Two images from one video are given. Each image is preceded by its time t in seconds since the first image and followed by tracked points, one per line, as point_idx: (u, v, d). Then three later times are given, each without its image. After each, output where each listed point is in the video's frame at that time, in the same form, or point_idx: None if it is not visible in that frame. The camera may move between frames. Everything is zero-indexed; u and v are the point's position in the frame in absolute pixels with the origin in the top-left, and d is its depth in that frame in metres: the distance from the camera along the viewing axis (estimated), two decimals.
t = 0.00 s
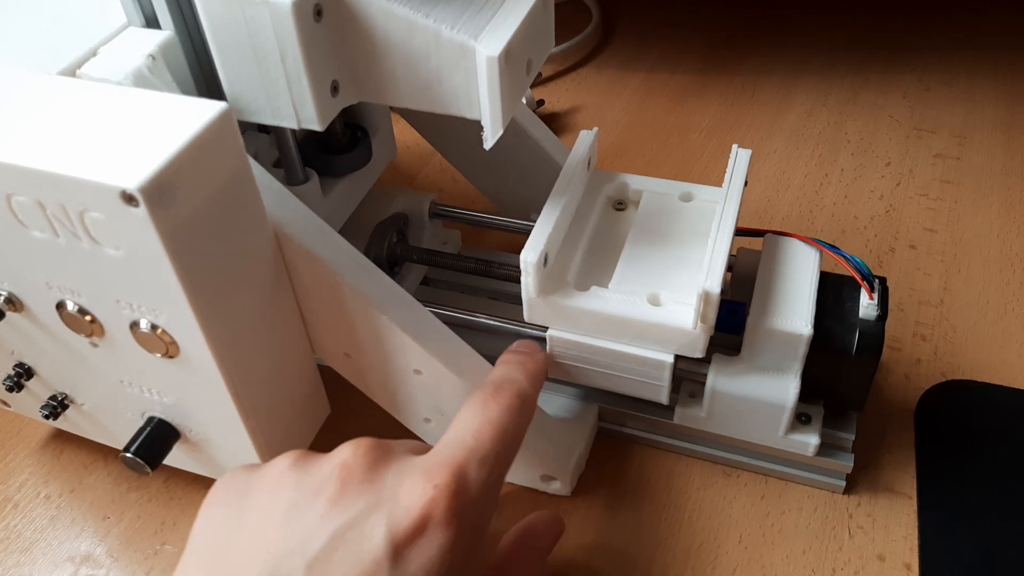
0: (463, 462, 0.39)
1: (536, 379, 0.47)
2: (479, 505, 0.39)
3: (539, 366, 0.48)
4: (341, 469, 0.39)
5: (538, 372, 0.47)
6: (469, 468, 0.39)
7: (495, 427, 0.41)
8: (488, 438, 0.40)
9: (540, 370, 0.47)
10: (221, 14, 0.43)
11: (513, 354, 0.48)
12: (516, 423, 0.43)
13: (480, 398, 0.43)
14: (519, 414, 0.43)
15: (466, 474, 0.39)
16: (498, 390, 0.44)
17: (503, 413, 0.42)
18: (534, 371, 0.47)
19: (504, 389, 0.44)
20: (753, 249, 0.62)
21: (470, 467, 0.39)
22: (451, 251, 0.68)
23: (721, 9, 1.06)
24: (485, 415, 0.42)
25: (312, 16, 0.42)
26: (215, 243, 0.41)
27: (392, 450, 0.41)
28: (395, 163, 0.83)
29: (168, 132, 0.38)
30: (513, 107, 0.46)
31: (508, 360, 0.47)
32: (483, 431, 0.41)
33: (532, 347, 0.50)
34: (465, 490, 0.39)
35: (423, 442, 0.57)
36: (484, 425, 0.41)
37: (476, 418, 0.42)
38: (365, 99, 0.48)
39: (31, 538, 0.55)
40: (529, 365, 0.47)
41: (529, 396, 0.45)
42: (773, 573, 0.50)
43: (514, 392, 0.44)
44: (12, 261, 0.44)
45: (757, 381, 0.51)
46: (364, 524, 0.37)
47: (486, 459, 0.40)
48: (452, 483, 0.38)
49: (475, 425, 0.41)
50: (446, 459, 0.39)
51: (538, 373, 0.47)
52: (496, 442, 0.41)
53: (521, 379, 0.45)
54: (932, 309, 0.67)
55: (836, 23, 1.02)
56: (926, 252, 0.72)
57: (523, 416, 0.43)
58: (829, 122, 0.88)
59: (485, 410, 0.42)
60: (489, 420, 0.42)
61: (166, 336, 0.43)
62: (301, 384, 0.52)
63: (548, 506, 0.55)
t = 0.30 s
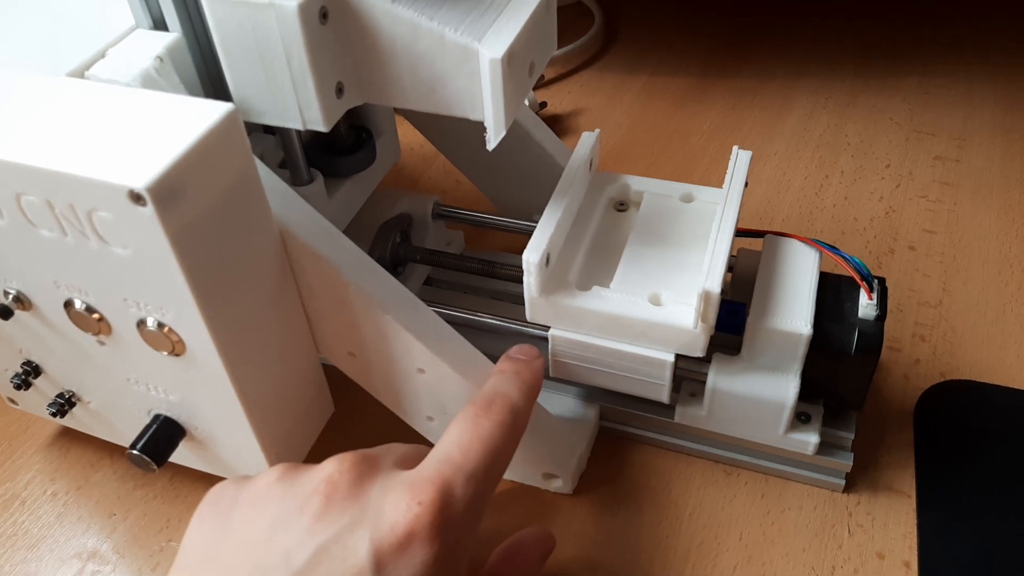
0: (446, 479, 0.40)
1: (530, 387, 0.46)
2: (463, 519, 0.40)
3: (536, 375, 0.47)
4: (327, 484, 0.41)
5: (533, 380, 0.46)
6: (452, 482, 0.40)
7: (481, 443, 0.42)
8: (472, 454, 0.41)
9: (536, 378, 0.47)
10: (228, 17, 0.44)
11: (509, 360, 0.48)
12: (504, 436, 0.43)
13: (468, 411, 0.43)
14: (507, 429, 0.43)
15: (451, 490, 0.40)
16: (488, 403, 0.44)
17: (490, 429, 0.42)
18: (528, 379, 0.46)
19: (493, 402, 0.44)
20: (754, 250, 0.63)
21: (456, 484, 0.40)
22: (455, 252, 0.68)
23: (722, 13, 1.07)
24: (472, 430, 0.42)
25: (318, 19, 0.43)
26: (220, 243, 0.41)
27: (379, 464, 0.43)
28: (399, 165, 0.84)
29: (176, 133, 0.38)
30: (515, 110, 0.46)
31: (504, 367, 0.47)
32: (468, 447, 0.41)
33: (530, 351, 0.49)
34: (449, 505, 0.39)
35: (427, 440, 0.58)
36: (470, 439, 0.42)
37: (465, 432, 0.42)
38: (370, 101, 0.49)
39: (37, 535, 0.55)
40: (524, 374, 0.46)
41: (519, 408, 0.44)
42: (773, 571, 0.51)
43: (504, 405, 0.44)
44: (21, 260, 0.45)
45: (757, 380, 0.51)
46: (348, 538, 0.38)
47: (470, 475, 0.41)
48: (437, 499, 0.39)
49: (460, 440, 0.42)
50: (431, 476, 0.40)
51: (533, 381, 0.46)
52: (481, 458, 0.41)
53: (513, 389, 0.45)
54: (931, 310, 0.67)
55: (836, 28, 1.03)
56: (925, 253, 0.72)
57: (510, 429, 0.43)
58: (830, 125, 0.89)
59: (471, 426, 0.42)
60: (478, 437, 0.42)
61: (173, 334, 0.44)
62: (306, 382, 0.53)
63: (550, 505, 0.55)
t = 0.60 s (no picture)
0: (438, 465, 0.40)
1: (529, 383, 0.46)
2: (449, 509, 0.40)
3: (533, 376, 0.46)
4: (319, 468, 0.41)
5: (530, 374, 0.46)
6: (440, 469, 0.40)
7: (473, 434, 0.42)
8: (463, 445, 0.41)
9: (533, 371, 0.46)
10: (245, 18, 0.45)
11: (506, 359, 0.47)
12: (498, 429, 0.43)
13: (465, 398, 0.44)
14: (501, 421, 0.43)
15: (439, 472, 0.40)
16: (485, 391, 0.44)
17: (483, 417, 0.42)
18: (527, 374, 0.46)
19: (490, 392, 0.44)
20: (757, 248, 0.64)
21: (445, 465, 0.40)
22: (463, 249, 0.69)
23: (726, 15, 1.08)
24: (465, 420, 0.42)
25: (332, 19, 0.44)
26: (236, 238, 0.42)
27: (373, 446, 0.43)
28: (408, 164, 0.85)
29: (195, 130, 0.39)
30: (524, 110, 0.47)
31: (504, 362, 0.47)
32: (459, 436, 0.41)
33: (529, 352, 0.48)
34: (436, 489, 0.40)
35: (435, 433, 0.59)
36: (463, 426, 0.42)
37: (457, 416, 0.42)
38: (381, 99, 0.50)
39: (52, 523, 0.56)
40: (525, 362, 0.47)
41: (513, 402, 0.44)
42: (775, 563, 0.51)
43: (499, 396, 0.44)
44: (42, 253, 0.46)
45: (760, 375, 0.52)
46: (334, 519, 0.39)
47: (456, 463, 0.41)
48: (423, 478, 0.39)
49: (454, 429, 0.42)
50: (422, 457, 0.40)
51: (530, 374, 0.46)
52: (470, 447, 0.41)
53: (512, 380, 0.45)
54: (932, 308, 0.68)
55: (838, 30, 1.04)
56: (927, 252, 0.73)
57: (504, 425, 0.43)
58: (833, 126, 0.90)
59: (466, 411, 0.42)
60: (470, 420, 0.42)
61: (189, 326, 0.45)
62: (317, 375, 0.54)
63: (556, 498, 0.56)
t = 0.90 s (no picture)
0: (234, 425, 0.27)
1: (391, 238, 0.27)
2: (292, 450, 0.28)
3: (418, 215, 0.28)
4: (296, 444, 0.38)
5: (398, 234, 0.27)
6: (255, 420, 0.27)
7: (302, 353, 0.27)
8: (274, 381, 0.27)
9: (404, 233, 0.27)
10: (275, 16, 0.47)
11: (394, 186, 0.28)
12: (337, 337, 0.27)
13: (286, 289, 0.27)
14: (342, 321, 0.27)
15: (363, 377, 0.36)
16: (315, 272, 0.27)
17: (318, 328, 0.27)
18: (395, 226, 0.27)
19: (323, 264, 0.27)
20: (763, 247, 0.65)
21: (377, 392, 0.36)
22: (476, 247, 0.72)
23: (736, 31, 1.10)
24: (297, 325, 0.27)
25: (356, 17, 0.46)
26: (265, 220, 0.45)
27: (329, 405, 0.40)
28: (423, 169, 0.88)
29: (229, 116, 0.42)
30: (537, 105, 0.50)
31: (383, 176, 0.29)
32: (279, 358, 0.27)
33: (421, 193, 0.28)
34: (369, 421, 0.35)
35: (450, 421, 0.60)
36: (288, 351, 0.27)
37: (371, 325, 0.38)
38: (401, 95, 0.52)
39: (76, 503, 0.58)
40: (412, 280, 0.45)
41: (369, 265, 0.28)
42: (779, 544, 0.53)
43: (340, 274, 0.27)
44: (78, 236, 0.48)
45: (763, 364, 0.54)
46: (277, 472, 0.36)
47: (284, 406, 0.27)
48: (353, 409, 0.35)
49: (268, 345, 0.27)
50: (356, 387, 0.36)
51: (401, 231, 0.27)
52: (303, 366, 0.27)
53: (363, 247, 0.27)
54: (935, 308, 0.69)
55: (845, 46, 1.06)
56: (930, 257, 0.75)
57: (362, 311, 0.28)
58: (839, 136, 0.92)
59: (285, 319, 0.27)
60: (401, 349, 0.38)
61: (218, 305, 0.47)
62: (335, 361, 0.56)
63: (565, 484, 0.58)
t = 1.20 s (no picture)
0: (212, 335, 0.28)
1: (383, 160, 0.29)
2: (278, 371, 0.28)
3: (407, 134, 0.30)
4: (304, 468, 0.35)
5: (381, 156, 0.29)
6: (237, 332, 0.27)
7: (295, 262, 0.27)
8: (251, 288, 0.27)
9: (389, 153, 0.29)
10: (304, 25, 0.50)
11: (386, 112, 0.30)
12: (317, 244, 0.28)
13: (273, 205, 0.28)
14: (327, 235, 0.28)
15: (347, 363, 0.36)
16: (301, 186, 0.28)
17: (308, 237, 0.28)
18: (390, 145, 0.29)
19: (311, 180, 0.28)
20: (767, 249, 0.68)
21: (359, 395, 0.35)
22: (490, 250, 0.74)
23: (742, 45, 1.13)
24: (284, 235, 0.28)
25: (382, 24, 0.49)
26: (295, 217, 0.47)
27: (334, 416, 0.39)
28: (438, 177, 0.90)
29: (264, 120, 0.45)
30: (552, 108, 0.52)
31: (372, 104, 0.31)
32: (256, 262, 0.27)
33: (408, 116, 0.30)
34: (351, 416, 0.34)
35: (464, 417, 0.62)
36: (277, 261, 0.27)
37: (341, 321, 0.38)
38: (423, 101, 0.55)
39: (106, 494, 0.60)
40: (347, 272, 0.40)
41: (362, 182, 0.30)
42: (780, 535, 0.55)
43: (328, 188, 0.28)
44: (116, 233, 0.51)
45: (767, 362, 0.56)
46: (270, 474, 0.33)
47: (268, 316, 0.27)
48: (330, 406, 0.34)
49: (252, 254, 0.28)
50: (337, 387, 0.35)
51: (389, 152, 0.29)
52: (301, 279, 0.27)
53: (349, 163, 0.29)
54: (935, 312, 0.71)
55: (848, 59, 1.09)
56: (931, 262, 0.77)
57: (342, 223, 0.28)
58: (843, 146, 0.94)
59: (274, 229, 0.28)
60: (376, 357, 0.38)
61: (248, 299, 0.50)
62: (355, 356, 0.58)
63: (577, 476, 0.60)
